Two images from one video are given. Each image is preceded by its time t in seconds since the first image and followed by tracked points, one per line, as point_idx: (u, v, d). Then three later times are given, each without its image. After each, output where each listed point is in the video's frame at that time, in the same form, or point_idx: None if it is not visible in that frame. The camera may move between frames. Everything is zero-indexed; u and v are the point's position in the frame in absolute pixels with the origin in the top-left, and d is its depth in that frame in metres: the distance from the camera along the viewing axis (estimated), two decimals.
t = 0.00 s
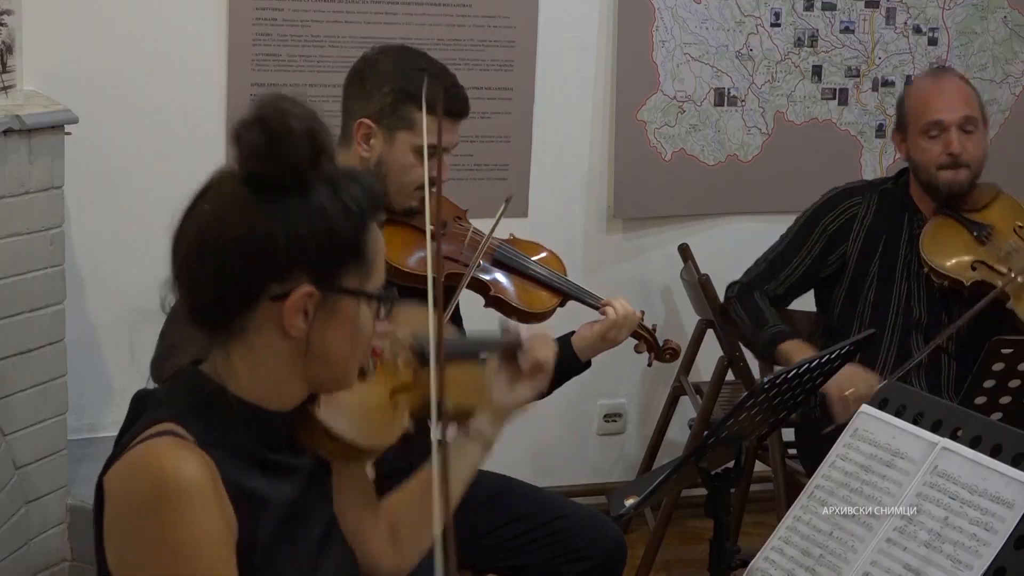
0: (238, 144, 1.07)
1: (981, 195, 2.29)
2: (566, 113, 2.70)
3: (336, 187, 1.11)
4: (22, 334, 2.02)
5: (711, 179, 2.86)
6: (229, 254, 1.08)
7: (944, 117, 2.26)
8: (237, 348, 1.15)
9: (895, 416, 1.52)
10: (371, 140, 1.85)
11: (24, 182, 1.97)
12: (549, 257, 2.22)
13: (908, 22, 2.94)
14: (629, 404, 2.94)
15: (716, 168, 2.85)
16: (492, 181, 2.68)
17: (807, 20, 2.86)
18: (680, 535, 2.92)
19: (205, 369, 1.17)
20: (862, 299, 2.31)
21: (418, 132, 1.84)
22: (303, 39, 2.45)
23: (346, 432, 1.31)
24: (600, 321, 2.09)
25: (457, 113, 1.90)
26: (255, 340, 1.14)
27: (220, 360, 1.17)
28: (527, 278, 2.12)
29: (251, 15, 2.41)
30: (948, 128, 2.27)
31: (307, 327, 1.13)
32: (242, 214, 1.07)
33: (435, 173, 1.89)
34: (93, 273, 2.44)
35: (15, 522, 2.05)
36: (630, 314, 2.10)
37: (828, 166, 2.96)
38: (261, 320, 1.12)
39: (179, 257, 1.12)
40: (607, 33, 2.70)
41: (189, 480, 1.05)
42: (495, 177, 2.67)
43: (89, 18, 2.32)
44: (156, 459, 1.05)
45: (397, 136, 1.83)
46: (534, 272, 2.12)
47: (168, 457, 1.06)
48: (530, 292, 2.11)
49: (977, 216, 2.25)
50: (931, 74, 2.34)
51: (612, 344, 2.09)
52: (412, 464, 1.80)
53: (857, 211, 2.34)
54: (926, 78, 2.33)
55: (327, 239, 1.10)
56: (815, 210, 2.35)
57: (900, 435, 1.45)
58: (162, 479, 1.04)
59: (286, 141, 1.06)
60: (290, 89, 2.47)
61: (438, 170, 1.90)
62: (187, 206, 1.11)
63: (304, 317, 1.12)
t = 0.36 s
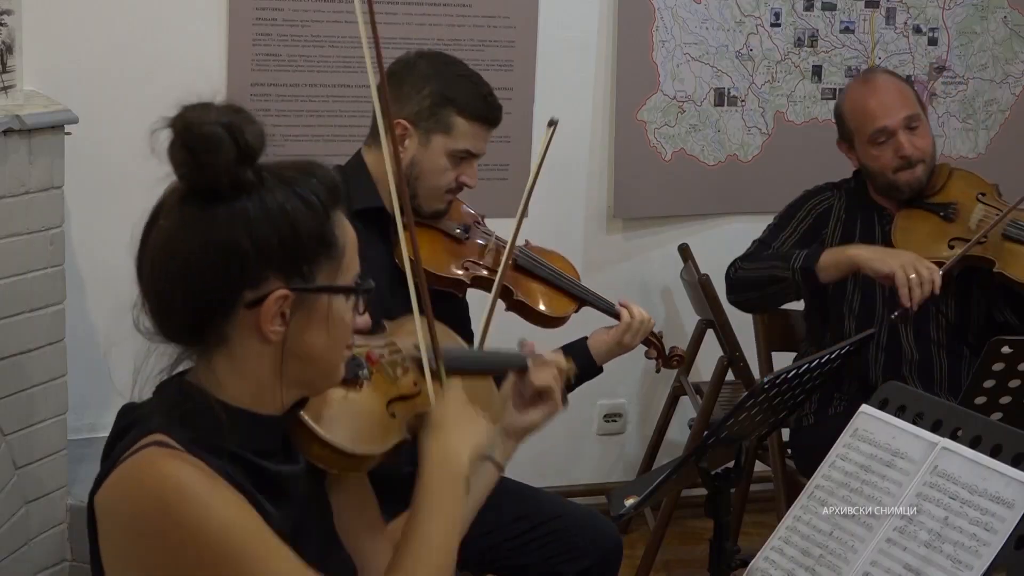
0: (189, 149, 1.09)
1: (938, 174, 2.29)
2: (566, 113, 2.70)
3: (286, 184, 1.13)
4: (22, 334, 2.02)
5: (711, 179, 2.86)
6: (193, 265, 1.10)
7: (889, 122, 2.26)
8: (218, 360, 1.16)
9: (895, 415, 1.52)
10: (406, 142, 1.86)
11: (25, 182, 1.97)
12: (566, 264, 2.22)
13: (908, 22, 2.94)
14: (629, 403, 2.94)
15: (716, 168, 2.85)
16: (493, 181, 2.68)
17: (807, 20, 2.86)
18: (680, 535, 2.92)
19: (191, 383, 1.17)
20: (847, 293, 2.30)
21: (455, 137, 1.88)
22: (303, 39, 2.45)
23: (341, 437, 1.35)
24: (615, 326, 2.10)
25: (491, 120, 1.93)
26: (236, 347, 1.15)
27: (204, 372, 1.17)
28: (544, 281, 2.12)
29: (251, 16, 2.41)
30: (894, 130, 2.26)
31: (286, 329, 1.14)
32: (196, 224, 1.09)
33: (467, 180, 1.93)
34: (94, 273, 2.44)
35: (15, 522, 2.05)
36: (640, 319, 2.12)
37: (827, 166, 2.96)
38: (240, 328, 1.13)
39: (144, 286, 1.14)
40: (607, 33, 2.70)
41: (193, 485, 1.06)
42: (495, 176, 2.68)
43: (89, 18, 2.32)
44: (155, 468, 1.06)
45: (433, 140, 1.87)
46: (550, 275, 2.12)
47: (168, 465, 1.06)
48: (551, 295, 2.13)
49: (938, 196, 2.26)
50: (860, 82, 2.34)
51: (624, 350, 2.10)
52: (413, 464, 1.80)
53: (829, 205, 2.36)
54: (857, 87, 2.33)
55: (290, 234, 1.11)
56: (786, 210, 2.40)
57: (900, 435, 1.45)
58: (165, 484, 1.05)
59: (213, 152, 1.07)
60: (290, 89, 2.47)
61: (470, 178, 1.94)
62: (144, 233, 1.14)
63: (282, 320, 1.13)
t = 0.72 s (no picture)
0: (276, 156, 1.12)
1: (918, 186, 2.28)
2: (566, 113, 2.70)
3: (348, 211, 1.15)
4: (21, 334, 2.02)
5: (710, 179, 2.86)
6: (243, 268, 1.10)
7: (860, 150, 2.23)
8: (245, 369, 1.16)
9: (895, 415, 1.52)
10: (429, 148, 1.86)
11: (24, 182, 1.97)
12: (573, 270, 2.24)
13: (908, 22, 2.94)
14: (629, 403, 2.94)
15: (715, 168, 2.85)
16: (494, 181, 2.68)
17: (807, 20, 2.86)
18: (680, 535, 2.92)
19: (208, 390, 1.18)
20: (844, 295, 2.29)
21: (478, 144, 1.87)
22: (303, 39, 2.45)
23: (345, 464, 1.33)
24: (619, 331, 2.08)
25: (512, 130, 1.92)
26: (264, 360, 1.15)
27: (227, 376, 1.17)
28: (553, 288, 2.13)
29: (251, 16, 2.41)
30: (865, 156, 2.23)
31: (316, 352, 1.14)
32: (256, 230, 1.11)
33: (485, 190, 1.91)
34: (94, 273, 2.44)
35: (15, 522, 2.05)
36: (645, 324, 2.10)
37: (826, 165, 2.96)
38: (272, 341, 1.14)
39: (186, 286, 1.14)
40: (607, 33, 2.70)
41: (195, 491, 1.08)
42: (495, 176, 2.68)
43: (89, 18, 2.32)
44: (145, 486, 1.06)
45: (456, 148, 1.87)
46: (558, 281, 2.13)
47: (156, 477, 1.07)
48: (554, 302, 2.12)
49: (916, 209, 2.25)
50: (831, 104, 2.30)
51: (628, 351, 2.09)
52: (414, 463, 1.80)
53: (817, 211, 2.35)
54: (828, 110, 2.30)
55: (341, 257, 1.13)
56: (782, 224, 2.37)
57: (900, 435, 1.45)
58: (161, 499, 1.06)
59: (298, 164, 1.11)
60: (290, 89, 2.47)
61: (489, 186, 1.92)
62: (196, 233, 1.15)
63: (314, 342, 1.13)
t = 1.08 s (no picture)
0: (196, 163, 1.09)
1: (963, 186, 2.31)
2: (566, 113, 2.70)
3: (293, 200, 1.12)
4: (21, 334, 2.02)
5: (710, 179, 2.86)
6: (194, 276, 1.11)
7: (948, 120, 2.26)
8: (219, 370, 1.17)
9: (895, 415, 1.52)
10: (429, 153, 1.86)
11: (24, 182, 1.97)
12: (571, 270, 2.23)
13: (908, 23, 2.94)
14: (629, 403, 2.94)
15: (715, 168, 2.85)
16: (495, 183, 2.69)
17: (807, 20, 2.86)
18: (680, 535, 2.92)
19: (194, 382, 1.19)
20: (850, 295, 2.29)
21: (478, 148, 1.88)
22: (303, 39, 2.45)
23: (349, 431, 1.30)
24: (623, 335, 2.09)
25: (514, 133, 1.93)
26: (235, 357, 1.16)
27: (207, 374, 1.18)
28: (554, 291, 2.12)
29: (251, 15, 2.41)
30: (951, 129, 2.27)
31: (285, 344, 1.15)
32: (198, 238, 1.10)
33: (485, 192, 1.92)
34: (94, 274, 2.44)
35: (15, 522, 2.05)
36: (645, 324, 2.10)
37: (825, 165, 2.96)
38: (239, 341, 1.14)
39: (150, 290, 1.16)
40: (607, 33, 2.70)
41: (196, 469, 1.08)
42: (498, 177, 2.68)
43: (89, 18, 2.32)
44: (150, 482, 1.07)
45: (457, 152, 1.87)
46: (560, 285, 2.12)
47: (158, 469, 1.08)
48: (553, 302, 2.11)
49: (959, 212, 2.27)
50: (945, 71, 2.32)
51: (626, 349, 2.08)
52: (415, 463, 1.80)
53: (840, 208, 2.32)
54: (939, 72, 2.31)
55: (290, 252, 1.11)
56: (795, 216, 2.34)
57: (900, 435, 1.45)
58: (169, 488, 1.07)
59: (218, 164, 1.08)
60: (290, 89, 2.47)
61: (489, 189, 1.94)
62: (153, 240, 1.16)
63: (281, 335, 1.14)
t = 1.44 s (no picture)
0: (260, 157, 1.09)
1: (992, 195, 2.33)
2: (566, 113, 2.70)
3: (342, 210, 1.14)
4: (21, 335, 2.02)
5: (711, 179, 2.86)
6: (235, 268, 1.10)
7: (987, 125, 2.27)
8: (241, 369, 1.15)
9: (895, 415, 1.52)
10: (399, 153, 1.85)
11: (24, 182, 1.97)
12: (566, 264, 2.22)
13: (908, 23, 2.94)
14: (629, 403, 2.94)
15: (716, 168, 2.85)
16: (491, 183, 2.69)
17: (807, 20, 2.86)
18: (681, 536, 2.92)
19: (209, 385, 1.18)
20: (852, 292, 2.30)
21: (447, 147, 1.87)
22: (303, 39, 2.45)
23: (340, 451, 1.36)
24: (610, 328, 2.07)
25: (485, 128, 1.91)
26: (259, 360, 1.14)
27: (223, 375, 1.17)
28: (543, 287, 2.13)
29: (251, 16, 2.41)
30: (989, 135, 2.27)
31: (311, 350, 1.14)
32: (246, 231, 1.10)
33: (461, 188, 1.92)
34: (95, 274, 2.44)
35: (15, 521, 2.05)
36: (637, 319, 2.06)
37: (824, 166, 2.96)
38: (266, 343, 1.13)
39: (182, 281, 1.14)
40: (607, 33, 2.70)
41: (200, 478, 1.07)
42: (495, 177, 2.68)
43: (88, 18, 2.32)
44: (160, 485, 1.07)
45: (425, 151, 1.86)
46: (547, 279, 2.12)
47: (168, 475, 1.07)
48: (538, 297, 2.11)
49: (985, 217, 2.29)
50: (994, 82, 2.32)
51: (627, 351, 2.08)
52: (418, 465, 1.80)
53: (866, 199, 2.33)
54: (989, 82, 2.32)
55: (333, 257, 1.12)
56: (821, 196, 2.34)
57: (900, 435, 1.45)
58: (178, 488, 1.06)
59: (286, 161, 1.09)
60: (290, 89, 2.47)
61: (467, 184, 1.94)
62: (191, 231, 1.14)
63: (309, 340, 1.13)
